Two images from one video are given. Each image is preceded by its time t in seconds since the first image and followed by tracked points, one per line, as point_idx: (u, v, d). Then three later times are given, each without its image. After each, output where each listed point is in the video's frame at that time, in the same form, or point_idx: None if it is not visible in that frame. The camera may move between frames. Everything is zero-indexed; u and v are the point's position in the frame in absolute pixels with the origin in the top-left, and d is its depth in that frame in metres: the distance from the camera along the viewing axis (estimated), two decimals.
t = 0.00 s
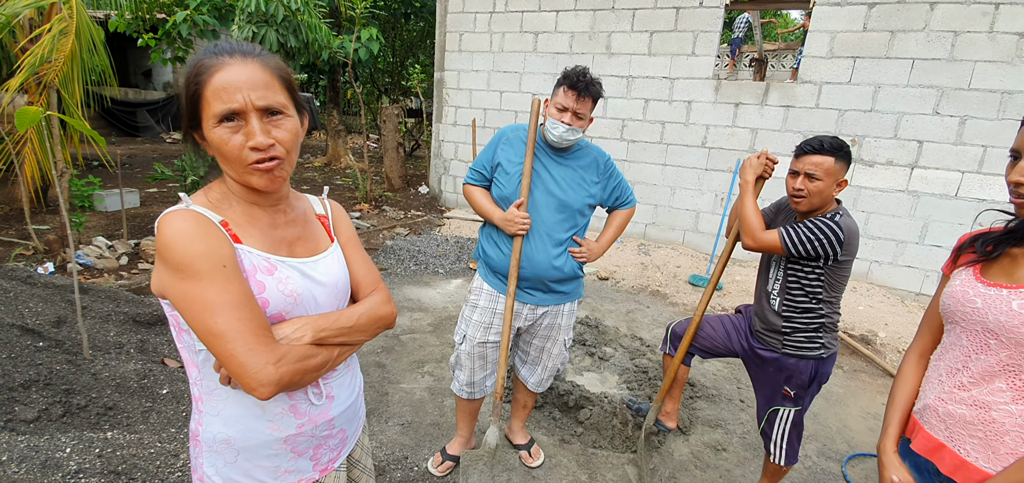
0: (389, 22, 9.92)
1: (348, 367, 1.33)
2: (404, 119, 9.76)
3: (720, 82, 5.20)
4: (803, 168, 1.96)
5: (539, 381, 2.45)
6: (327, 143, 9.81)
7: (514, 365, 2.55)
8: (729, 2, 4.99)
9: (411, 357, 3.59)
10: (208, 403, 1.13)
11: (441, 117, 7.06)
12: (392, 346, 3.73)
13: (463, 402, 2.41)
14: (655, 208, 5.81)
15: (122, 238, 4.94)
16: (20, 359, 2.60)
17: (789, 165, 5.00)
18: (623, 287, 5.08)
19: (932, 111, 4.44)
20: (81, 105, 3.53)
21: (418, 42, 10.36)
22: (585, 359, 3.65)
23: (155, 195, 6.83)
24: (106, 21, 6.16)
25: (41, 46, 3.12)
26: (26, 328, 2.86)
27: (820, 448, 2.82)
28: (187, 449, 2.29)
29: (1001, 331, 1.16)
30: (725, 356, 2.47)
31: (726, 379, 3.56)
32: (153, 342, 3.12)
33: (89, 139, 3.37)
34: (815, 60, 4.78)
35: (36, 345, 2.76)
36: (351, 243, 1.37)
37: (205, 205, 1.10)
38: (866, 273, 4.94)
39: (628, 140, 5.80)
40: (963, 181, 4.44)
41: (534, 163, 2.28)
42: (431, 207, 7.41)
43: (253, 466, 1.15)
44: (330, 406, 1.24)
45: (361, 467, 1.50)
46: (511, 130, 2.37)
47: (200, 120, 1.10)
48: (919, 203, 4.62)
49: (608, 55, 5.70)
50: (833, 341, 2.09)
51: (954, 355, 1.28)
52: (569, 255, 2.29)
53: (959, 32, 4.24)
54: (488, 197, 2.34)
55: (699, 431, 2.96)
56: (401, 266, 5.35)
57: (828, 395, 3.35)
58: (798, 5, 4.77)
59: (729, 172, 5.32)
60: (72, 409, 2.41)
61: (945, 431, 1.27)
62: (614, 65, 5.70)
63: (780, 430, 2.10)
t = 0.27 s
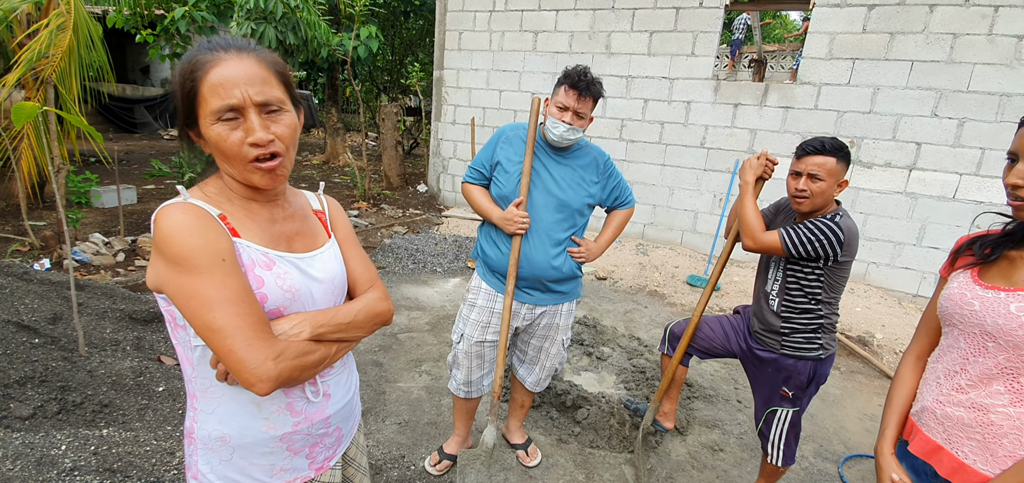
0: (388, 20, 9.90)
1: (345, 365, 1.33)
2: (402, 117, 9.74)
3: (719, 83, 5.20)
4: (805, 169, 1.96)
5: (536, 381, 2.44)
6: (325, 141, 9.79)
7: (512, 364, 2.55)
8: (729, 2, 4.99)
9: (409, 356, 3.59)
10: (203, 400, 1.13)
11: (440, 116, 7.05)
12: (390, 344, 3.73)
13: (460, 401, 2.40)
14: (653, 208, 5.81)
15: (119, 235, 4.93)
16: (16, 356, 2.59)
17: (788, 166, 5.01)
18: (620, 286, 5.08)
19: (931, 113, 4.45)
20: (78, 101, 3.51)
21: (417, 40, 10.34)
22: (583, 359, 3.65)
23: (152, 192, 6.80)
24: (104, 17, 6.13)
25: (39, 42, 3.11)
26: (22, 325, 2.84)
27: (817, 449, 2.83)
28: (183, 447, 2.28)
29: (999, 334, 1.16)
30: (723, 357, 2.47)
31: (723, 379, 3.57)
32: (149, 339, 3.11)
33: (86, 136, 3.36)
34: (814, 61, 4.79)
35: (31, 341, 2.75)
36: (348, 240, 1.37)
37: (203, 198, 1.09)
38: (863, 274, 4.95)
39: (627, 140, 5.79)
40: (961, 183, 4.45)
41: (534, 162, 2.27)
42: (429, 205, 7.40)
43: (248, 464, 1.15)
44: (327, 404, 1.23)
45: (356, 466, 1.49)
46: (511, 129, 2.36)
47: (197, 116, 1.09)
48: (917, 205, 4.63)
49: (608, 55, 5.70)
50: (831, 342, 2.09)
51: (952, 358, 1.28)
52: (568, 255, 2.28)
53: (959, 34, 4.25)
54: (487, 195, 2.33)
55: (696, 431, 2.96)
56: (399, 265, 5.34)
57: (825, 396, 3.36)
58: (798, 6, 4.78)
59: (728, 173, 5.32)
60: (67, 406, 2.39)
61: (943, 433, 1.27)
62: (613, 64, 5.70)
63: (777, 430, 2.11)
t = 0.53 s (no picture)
0: (387, 18, 9.88)
1: (341, 364, 1.32)
2: (401, 116, 9.73)
3: (718, 83, 5.20)
4: (806, 170, 1.96)
5: (534, 381, 2.44)
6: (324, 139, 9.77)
7: (511, 364, 2.54)
8: (729, 3, 4.99)
9: (407, 355, 3.58)
10: (199, 398, 1.11)
11: (439, 115, 7.04)
12: (387, 343, 3.72)
13: (458, 401, 2.40)
14: (652, 208, 5.81)
15: (116, 232, 4.91)
16: (11, 354, 2.58)
17: (787, 167, 5.01)
18: (619, 287, 5.08)
19: (929, 116, 4.45)
20: (75, 97, 3.49)
21: (416, 38, 10.32)
22: (581, 359, 3.65)
23: (149, 189, 6.78)
24: (103, 13, 6.11)
25: (37, 38, 3.09)
26: (17, 322, 2.83)
27: (814, 450, 2.83)
28: (179, 446, 2.27)
29: (999, 338, 1.16)
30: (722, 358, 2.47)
31: (721, 380, 3.57)
32: (146, 337, 3.10)
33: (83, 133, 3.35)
34: (813, 63, 4.79)
35: (27, 339, 2.73)
36: (345, 238, 1.36)
37: (207, 192, 1.08)
38: (861, 276, 4.96)
39: (627, 141, 5.79)
40: (959, 185, 4.46)
41: (533, 161, 2.27)
42: (428, 204, 7.39)
43: (244, 462, 1.14)
44: (324, 403, 1.23)
45: (352, 464, 1.49)
46: (511, 128, 2.36)
47: (197, 120, 1.07)
48: (915, 207, 4.64)
49: (608, 55, 5.69)
50: (830, 344, 2.08)
51: (951, 361, 1.28)
52: (567, 255, 2.28)
53: (958, 37, 4.25)
54: (486, 195, 2.32)
55: (694, 432, 2.96)
56: (397, 264, 5.33)
57: (822, 397, 3.36)
58: (798, 7, 4.78)
59: (727, 174, 5.32)
60: (63, 404, 2.38)
61: (941, 437, 1.26)
62: (613, 65, 5.69)
63: (775, 432, 2.11)
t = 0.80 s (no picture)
0: (386, 17, 9.87)
1: (339, 363, 1.32)
2: (400, 116, 9.72)
3: (717, 84, 5.21)
4: (804, 171, 1.96)
5: (532, 381, 2.44)
6: (322, 138, 9.76)
7: (508, 364, 2.54)
8: (727, 4, 5.00)
9: (405, 355, 3.58)
10: (198, 397, 1.11)
11: (438, 114, 7.03)
12: (385, 343, 3.72)
13: (456, 401, 2.40)
14: (650, 208, 5.81)
15: (113, 230, 4.90)
16: (7, 352, 2.57)
17: (785, 168, 5.02)
18: (617, 287, 5.09)
19: (927, 117, 4.47)
20: (73, 95, 3.48)
21: (415, 38, 10.31)
22: (579, 359, 3.65)
23: (147, 188, 6.77)
24: (100, 11, 6.09)
25: (34, 35, 3.08)
26: (13, 320, 2.82)
27: (811, 450, 2.83)
28: (176, 445, 2.27)
29: (995, 340, 1.16)
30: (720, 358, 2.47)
31: (719, 380, 3.57)
32: (143, 336, 3.09)
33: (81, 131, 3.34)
34: (812, 64, 4.80)
35: (23, 338, 2.72)
36: (343, 237, 1.36)
37: (204, 193, 1.08)
38: (859, 276, 4.97)
39: (625, 141, 5.79)
40: (956, 186, 4.47)
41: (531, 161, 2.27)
42: (426, 204, 7.38)
43: (243, 461, 1.13)
44: (322, 402, 1.23)
45: (349, 463, 1.48)
46: (509, 128, 2.36)
47: (200, 116, 1.06)
48: (912, 208, 4.65)
49: (607, 55, 5.70)
50: (828, 344, 2.09)
51: (947, 363, 1.28)
52: (565, 256, 2.28)
53: (956, 39, 4.26)
54: (484, 195, 2.32)
55: (691, 432, 2.97)
56: (396, 263, 5.33)
57: (819, 398, 3.37)
58: (797, 8, 4.78)
59: (725, 175, 5.33)
60: (60, 403, 2.38)
61: (937, 438, 1.27)
62: (611, 65, 5.70)
63: (773, 432, 2.11)
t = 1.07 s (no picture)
0: (385, 17, 9.86)
1: (336, 362, 1.32)
2: (398, 115, 9.71)
3: (714, 85, 5.22)
4: (801, 173, 1.97)
5: (529, 381, 2.44)
6: (320, 138, 9.75)
7: (506, 364, 2.54)
8: (725, 5, 5.02)
9: (402, 355, 3.58)
10: (194, 396, 1.11)
11: (436, 114, 7.03)
12: (383, 343, 3.72)
13: (453, 400, 2.40)
14: (648, 209, 5.82)
15: (110, 230, 4.88)
16: (3, 352, 2.56)
17: (782, 169, 5.03)
18: (614, 287, 5.09)
19: (923, 119, 4.48)
20: (70, 94, 3.48)
21: (413, 38, 10.31)
22: (576, 359, 3.66)
23: (144, 187, 6.75)
24: (98, 9, 6.08)
25: (31, 34, 3.07)
26: (9, 320, 2.81)
27: (808, 451, 2.84)
28: (172, 445, 2.26)
29: (989, 340, 1.17)
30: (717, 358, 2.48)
31: (716, 381, 3.58)
32: (140, 335, 3.08)
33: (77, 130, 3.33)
34: (809, 65, 4.81)
35: (19, 337, 2.71)
36: (340, 237, 1.36)
37: (199, 194, 1.08)
38: (855, 277, 4.98)
39: (623, 141, 5.80)
40: (953, 188, 4.49)
41: (529, 162, 2.27)
42: (424, 204, 7.39)
43: (238, 460, 1.13)
44: (318, 401, 1.23)
45: (345, 463, 1.48)
46: (507, 128, 2.36)
47: (199, 113, 1.06)
48: (908, 209, 4.67)
49: (605, 55, 5.70)
50: (824, 345, 2.10)
51: (941, 363, 1.29)
52: (562, 256, 2.28)
53: (952, 41, 4.28)
54: (482, 194, 2.33)
55: (688, 432, 2.97)
56: (393, 263, 5.32)
57: (816, 398, 3.38)
58: (794, 10, 4.80)
59: (723, 175, 5.34)
60: (56, 403, 2.37)
61: (931, 438, 1.27)
62: (609, 65, 5.70)
63: (770, 432, 2.12)
